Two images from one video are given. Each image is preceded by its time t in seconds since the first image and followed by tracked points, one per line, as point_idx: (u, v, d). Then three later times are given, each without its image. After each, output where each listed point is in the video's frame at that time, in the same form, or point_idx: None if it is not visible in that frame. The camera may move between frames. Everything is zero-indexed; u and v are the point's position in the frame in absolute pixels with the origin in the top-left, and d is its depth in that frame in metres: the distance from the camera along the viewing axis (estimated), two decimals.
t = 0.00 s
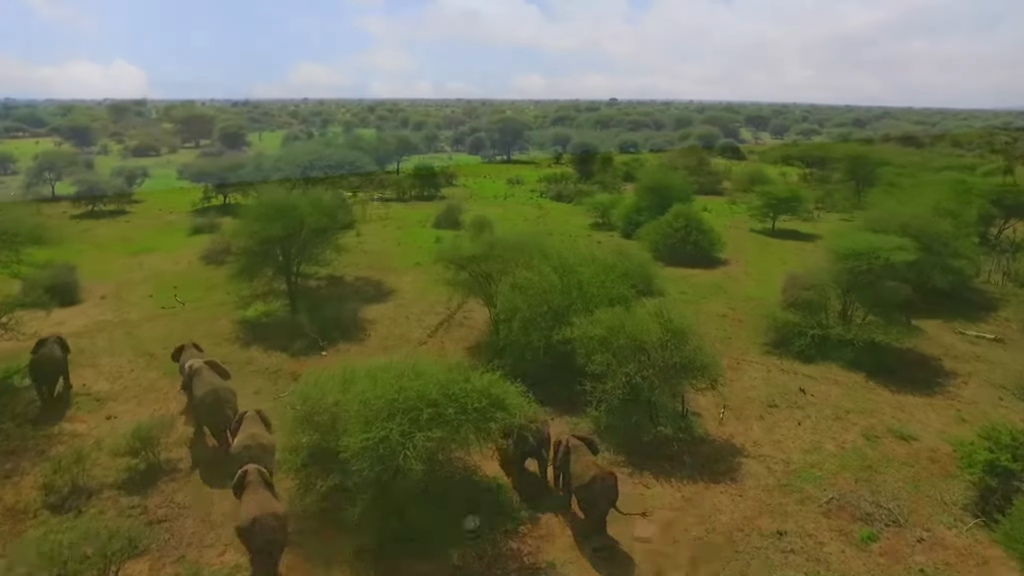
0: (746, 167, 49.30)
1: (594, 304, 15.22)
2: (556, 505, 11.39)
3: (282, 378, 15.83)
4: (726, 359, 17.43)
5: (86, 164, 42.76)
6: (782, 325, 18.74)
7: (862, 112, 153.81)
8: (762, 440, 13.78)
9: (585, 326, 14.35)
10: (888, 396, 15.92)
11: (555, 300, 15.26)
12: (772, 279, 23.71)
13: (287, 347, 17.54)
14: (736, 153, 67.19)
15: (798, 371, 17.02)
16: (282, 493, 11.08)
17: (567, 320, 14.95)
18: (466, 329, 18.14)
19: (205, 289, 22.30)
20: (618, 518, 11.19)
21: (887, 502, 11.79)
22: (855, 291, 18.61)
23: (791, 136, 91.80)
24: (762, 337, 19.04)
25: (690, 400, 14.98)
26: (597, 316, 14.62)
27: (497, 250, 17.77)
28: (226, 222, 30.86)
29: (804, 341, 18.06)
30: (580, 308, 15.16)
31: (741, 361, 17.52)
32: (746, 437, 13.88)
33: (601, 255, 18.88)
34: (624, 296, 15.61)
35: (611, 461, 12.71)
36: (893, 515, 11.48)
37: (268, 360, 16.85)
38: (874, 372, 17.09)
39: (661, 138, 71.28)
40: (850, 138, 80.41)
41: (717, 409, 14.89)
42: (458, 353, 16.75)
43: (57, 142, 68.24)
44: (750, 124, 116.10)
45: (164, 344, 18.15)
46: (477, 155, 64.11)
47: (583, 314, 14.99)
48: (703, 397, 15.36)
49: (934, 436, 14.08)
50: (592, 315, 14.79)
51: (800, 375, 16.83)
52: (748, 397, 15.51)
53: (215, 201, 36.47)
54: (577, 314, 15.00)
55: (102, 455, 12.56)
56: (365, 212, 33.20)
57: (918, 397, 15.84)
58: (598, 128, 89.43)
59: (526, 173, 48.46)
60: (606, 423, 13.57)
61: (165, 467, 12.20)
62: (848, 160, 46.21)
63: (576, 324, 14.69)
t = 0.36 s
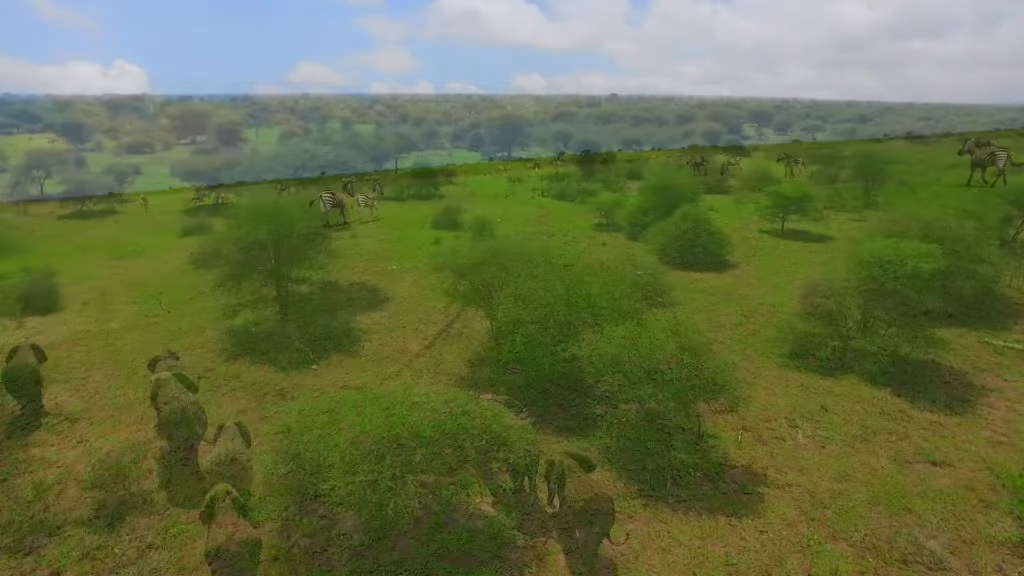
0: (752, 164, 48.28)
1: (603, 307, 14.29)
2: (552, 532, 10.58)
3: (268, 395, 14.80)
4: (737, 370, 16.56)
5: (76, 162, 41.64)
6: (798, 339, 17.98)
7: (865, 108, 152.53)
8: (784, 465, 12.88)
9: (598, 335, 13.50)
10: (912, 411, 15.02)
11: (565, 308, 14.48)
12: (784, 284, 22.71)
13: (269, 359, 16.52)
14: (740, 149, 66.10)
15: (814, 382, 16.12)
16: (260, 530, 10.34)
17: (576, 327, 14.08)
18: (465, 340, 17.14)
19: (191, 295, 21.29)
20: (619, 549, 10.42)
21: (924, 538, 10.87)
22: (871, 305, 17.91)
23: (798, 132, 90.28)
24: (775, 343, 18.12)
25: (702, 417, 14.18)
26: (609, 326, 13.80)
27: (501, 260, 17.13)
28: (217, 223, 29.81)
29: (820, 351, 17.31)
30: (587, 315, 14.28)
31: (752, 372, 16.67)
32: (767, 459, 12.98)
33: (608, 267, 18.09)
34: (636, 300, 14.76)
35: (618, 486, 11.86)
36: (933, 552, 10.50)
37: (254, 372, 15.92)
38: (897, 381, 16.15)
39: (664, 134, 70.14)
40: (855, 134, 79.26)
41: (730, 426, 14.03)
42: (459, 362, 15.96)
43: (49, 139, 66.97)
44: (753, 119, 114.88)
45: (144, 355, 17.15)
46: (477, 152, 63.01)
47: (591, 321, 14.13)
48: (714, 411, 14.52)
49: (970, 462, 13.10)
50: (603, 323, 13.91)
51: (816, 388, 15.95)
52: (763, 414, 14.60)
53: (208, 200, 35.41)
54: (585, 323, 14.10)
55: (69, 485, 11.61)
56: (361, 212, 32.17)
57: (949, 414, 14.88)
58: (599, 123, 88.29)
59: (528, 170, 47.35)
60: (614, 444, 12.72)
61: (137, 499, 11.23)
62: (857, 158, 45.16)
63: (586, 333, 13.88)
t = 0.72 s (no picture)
0: (759, 164, 47.47)
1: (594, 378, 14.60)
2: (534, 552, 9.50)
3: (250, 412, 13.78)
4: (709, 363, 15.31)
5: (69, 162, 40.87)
6: (796, 338, 16.88)
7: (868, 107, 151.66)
8: (775, 461, 11.66)
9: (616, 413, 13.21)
10: (913, 397, 13.84)
11: (551, 375, 14.68)
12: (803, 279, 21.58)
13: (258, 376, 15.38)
14: (744, 148, 65.22)
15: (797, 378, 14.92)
16: (225, 560, 9.53)
17: (557, 391, 14.09)
18: (466, 353, 15.99)
19: (183, 299, 20.37)
20: (613, 562, 9.27)
21: (966, 538, 9.46)
22: (894, 322, 17.32)
23: (800, 130, 89.48)
24: (770, 340, 16.77)
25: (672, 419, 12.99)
26: (591, 394, 13.89)
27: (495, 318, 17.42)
28: (209, 224, 28.89)
29: (819, 350, 16.12)
30: (574, 382, 14.42)
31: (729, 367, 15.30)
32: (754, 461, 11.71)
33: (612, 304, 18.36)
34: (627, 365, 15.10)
35: (591, 502, 10.60)
36: (958, 541, 9.41)
37: (220, 394, 14.57)
38: (908, 370, 15.00)
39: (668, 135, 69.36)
40: (860, 134, 78.59)
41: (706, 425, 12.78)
42: (441, 381, 14.82)
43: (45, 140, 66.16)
44: (755, 118, 113.99)
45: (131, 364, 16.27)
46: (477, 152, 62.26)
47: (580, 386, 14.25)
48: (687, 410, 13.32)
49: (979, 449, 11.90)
50: (590, 391, 14.05)
51: (801, 384, 14.61)
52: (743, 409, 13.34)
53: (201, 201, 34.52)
54: (570, 387, 14.21)
55: (26, 509, 10.62)
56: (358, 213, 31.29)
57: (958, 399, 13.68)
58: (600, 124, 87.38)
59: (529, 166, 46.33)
60: (604, 458, 11.83)
61: (101, 529, 10.12)
62: (864, 159, 44.36)
63: (575, 395, 13.91)
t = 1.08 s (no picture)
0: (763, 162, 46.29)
1: (387, 468, 7.15)
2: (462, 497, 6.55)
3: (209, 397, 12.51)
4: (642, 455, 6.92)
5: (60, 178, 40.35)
6: (779, 304, 11.23)
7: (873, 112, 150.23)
8: (764, 388, 8.23)
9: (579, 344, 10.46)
10: (933, 304, 10.43)
11: (320, 487, 6.85)
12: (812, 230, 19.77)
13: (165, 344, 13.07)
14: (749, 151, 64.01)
15: (766, 321, 10.50)
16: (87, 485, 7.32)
17: (333, 504, 6.50)
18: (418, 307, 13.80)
19: (152, 292, 19.39)
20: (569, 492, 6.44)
21: None
22: (914, 248, 13.40)
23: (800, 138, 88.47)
24: (766, 340, 9.68)
25: (508, 532, 5.86)
26: (462, 461, 7.14)
27: (302, 372, 10.20)
28: (194, 225, 27.96)
29: (812, 335, 9.71)
30: (349, 479, 6.93)
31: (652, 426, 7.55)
32: (682, 548, 5.52)
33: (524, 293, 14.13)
34: (518, 418, 8.01)
35: (519, 443, 7.45)
36: None
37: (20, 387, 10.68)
38: (916, 325, 9.72)
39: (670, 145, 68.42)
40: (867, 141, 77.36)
41: (601, 525, 5.86)
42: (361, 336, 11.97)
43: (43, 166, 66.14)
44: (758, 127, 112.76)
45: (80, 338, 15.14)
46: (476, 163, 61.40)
47: (370, 487, 6.79)
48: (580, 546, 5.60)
49: (1014, 464, 6.18)
50: (407, 472, 7.05)
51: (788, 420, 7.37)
52: (683, 518, 5.85)
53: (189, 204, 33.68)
54: (348, 496, 6.61)
55: None
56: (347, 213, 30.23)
57: (986, 368, 8.23)
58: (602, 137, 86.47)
59: (524, 166, 45.42)
60: (564, 380, 9.02)
61: None
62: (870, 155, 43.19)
63: (356, 487, 6.77)
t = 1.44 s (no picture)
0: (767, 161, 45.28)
1: (187, 471, 5.14)
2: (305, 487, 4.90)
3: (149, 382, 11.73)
4: (536, 459, 4.97)
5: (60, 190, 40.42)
6: (749, 282, 8.91)
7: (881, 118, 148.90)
8: (726, 358, 6.66)
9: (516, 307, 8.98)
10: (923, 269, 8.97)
11: (88, 499, 4.86)
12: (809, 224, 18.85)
13: (51, 303, 11.41)
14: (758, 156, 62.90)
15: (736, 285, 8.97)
16: None
17: (94, 526, 4.50)
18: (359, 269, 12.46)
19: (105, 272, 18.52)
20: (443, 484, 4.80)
21: None
22: (913, 227, 11.87)
23: (809, 148, 87.07)
24: (731, 305, 8.06)
25: None
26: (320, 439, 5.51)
27: (157, 349, 8.19)
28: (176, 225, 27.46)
29: (784, 317, 7.41)
30: (134, 488, 4.95)
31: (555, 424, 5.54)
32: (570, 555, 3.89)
33: (455, 266, 11.97)
34: (403, 392, 6.37)
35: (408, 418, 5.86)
36: None
37: None
38: (922, 302, 7.39)
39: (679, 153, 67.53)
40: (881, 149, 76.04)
41: (461, 524, 4.24)
42: (277, 298, 10.53)
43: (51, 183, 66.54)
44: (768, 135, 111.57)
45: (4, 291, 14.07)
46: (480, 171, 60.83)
47: (155, 499, 4.78)
48: None
49: None
50: (209, 479, 5.00)
51: (738, 415, 5.37)
52: (567, 550, 3.92)
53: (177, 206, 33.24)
54: (115, 516, 4.61)
55: None
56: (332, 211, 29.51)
57: (1008, 352, 5.99)
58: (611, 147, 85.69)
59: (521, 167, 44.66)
60: (485, 349, 7.45)
61: None
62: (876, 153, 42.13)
63: (141, 499, 4.80)
